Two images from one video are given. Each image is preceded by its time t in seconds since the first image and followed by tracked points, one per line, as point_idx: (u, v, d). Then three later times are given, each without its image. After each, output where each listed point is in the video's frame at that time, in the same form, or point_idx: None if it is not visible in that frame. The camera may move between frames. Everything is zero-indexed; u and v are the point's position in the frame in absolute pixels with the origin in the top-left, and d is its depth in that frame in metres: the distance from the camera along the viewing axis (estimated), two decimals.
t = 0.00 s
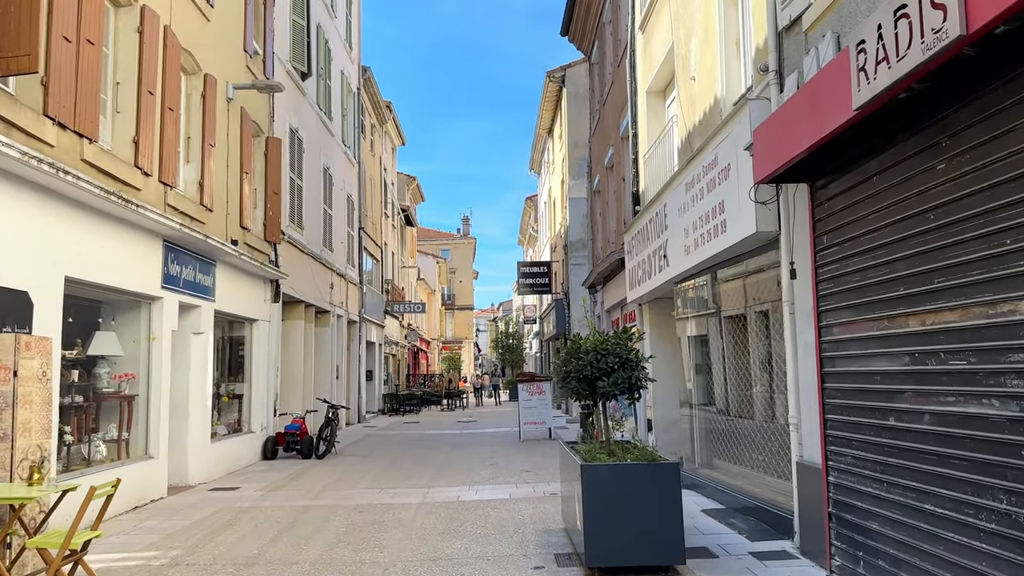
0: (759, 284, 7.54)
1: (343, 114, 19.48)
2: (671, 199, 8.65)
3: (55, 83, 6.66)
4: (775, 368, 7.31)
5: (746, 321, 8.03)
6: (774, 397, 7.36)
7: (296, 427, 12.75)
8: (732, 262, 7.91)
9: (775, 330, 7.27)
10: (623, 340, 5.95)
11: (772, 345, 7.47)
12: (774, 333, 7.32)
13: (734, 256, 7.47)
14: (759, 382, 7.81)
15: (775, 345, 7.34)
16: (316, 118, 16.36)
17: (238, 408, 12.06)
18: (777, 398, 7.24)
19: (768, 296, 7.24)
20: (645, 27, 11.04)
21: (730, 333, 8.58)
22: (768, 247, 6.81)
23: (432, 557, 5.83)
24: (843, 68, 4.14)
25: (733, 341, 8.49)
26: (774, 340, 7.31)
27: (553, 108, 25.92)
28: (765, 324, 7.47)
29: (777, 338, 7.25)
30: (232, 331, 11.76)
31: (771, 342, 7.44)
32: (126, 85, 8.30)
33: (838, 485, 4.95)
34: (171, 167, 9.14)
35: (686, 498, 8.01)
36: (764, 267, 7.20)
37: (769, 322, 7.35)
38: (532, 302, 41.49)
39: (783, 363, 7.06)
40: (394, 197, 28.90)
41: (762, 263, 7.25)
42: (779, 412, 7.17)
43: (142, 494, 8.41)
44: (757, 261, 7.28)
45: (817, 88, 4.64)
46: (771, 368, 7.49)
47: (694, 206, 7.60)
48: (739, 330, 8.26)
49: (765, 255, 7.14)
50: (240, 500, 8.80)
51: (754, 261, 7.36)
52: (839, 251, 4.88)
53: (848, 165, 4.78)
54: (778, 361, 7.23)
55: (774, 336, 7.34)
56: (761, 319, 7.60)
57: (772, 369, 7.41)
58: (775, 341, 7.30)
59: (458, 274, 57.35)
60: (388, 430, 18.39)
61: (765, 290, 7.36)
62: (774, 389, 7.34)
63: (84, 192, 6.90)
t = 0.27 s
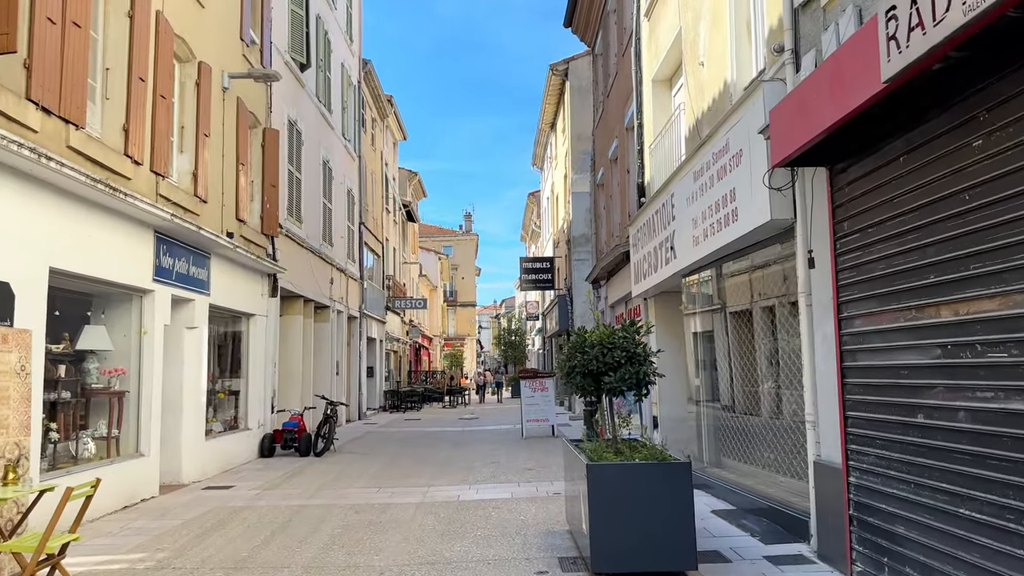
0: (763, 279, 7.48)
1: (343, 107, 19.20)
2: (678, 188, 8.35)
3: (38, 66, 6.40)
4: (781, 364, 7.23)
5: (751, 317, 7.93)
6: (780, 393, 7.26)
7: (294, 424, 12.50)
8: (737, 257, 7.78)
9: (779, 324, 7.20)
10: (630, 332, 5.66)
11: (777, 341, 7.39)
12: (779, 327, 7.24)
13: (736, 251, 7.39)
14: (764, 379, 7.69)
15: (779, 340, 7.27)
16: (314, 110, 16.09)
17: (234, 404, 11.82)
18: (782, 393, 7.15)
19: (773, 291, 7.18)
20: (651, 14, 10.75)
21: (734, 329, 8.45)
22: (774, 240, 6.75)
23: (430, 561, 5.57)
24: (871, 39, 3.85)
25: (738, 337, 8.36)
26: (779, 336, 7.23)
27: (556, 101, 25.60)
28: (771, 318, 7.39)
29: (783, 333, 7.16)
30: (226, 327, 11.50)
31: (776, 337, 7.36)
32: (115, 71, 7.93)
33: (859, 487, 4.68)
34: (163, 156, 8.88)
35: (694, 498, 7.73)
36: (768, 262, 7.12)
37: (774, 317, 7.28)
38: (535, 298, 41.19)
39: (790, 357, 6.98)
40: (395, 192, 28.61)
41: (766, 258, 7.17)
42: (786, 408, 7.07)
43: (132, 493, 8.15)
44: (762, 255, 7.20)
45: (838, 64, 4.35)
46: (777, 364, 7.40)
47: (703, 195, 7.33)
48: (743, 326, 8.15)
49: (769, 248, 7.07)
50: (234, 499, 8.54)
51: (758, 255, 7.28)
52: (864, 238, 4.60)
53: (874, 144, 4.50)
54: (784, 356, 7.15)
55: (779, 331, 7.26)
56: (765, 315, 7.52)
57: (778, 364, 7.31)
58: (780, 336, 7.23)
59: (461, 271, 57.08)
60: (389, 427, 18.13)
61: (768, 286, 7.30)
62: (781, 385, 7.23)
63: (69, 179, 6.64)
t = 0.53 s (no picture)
0: (772, 277, 7.40)
1: (343, 102, 18.92)
2: (688, 181, 8.05)
3: (21, 54, 6.13)
4: (789, 363, 7.14)
5: (759, 315, 7.82)
6: (787, 392, 7.17)
7: (293, 425, 12.25)
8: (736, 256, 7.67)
9: (788, 322, 7.13)
10: (639, 331, 5.36)
11: (785, 340, 7.31)
12: (788, 325, 7.16)
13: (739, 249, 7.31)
14: (772, 378, 7.58)
15: (787, 339, 7.19)
16: (314, 105, 15.82)
17: (231, 405, 11.56)
18: (790, 391, 7.07)
19: (782, 289, 7.11)
20: (658, 4, 10.45)
21: (741, 329, 8.32)
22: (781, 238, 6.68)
23: (429, 572, 5.30)
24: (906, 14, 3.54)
25: (745, 336, 8.23)
26: (788, 334, 7.14)
27: (560, 97, 25.29)
28: (779, 317, 7.32)
29: (791, 331, 7.09)
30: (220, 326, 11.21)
31: (784, 335, 7.27)
32: (104, 61, 7.67)
33: (885, 497, 4.40)
34: (155, 150, 8.61)
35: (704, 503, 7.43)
36: (775, 261, 7.03)
37: (783, 315, 7.21)
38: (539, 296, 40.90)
39: (799, 355, 6.89)
40: (398, 189, 28.32)
41: (772, 257, 7.09)
42: (793, 407, 6.99)
43: (123, 498, 7.89)
44: (769, 253, 7.12)
45: (864, 43, 4.03)
46: (785, 364, 7.30)
47: (714, 189, 7.04)
48: (750, 325, 8.03)
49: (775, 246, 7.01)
50: (229, 503, 8.28)
51: (764, 254, 7.21)
52: (893, 231, 4.31)
53: (905, 128, 4.21)
54: (793, 355, 7.06)
55: (786, 329, 7.19)
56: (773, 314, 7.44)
57: (786, 363, 7.21)
58: (789, 334, 7.15)
59: (464, 269, 56.81)
60: (390, 426, 17.86)
61: (777, 286, 7.24)
62: (789, 384, 7.13)
63: (52, 172, 6.37)
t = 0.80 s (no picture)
0: (780, 269, 7.27)
1: (345, 93, 18.61)
2: (699, 167, 7.74)
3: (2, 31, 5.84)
4: (800, 357, 7.02)
5: (767, 308, 7.63)
6: (799, 387, 7.06)
7: (292, 420, 11.98)
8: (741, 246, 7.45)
9: (797, 315, 7.02)
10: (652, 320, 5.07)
11: (794, 334, 7.19)
12: (796, 319, 7.04)
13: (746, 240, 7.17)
14: (780, 373, 7.44)
15: (797, 332, 7.07)
16: (314, 95, 15.52)
17: (228, 400, 11.30)
18: (803, 385, 6.93)
19: (790, 282, 6.97)
20: None
21: (748, 321, 8.14)
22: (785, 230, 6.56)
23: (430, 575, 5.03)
24: None
25: (752, 329, 8.04)
26: (798, 326, 7.02)
27: (565, 89, 24.97)
28: (788, 310, 7.17)
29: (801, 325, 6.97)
30: (216, 318, 10.94)
31: (794, 328, 7.13)
32: (94, 42, 7.39)
33: (918, 497, 4.12)
34: (148, 135, 8.33)
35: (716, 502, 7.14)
36: (783, 253, 6.90)
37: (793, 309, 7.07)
38: (542, 291, 40.59)
39: (812, 349, 6.76)
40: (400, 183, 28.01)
41: (780, 250, 6.96)
42: (804, 401, 6.87)
43: (114, 495, 7.62)
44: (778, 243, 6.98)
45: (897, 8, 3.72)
46: (795, 357, 7.18)
47: (728, 174, 6.74)
48: (758, 317, 7.84)
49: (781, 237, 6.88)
50: (223, 501, 8.01)
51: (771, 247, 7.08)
52: (928, 212, 4.01)
53: (943, 101, 3.93)
54: (803, 349, 6.94)
55: (796, 322, 7.06)
56: (780, 307, 7.32)
57: (796, 357, 7.08)
58: (798, 326, 7.03)
59: (467, 264, 56.51)
60: (392, 422, 17.60)
61: (785, 278, 7.09)
62: (800, 379, 7.00)
63: (36, 156, 6.09)
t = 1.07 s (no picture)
0: (786, 268, 7.27)
1: (345, 85, 18.30)
2: (711, 158, 7.44)
3: None
4: (808, 355, 7.00)
5: (773, 307, 7.59)
6: (807, 387, 7.02)
7: (289, 418, 11.71)
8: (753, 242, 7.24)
9: (804, 313, 7.02)
10: (665, 318, 4.78)
11: (801, 333, 7.17)
12: (804, 316, 7.03)
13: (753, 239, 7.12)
14: (786, 373, 7.40)
15: (804, 331, 7.07)
16: (314, 87, 15.23)
17: (224, 397, 11.02)
18: (813, 383, 6.90)
19: (796, 279, 6.99)
20: None
21: (753, 321, 8.06)
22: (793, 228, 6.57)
23: None
24: None
25: (758, 329, 7.98)
26: (805, 324, 7.02)
27: (568, 83, 24.64)
28: (794, 307, 7.17)
29: (808, 323, 6.97)
30: (212, 314, 10.67)
31: (801, 327, 7.11)
32: (82, 27, 7.11)
33: (953, 508, 3.83)
34: (139, 124, 8.05)
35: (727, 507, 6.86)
36: (789, 254, 6.91)
37: (800, 307, 7.07)
38: (544, 287, 40.29)
39: (821, 346, 6.74)
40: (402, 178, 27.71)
41: (786, 250, 6.97)
42: (813, 400, 6.86)
43: (102, 497, 7.35)
44: (784, 241, 6.99)
45: None
46: (802, 358, 7.14)
47: (742, 165, 6.45)
48: (764, 316, 7.79)
49: (788, 236, 6.90)
50: (216, 503, 7.74)
51: (779, 245, 7.08)
52: (969, 201, 3.72)
53: (986, 79, 3.62)
54: (811, 348, 6.94)
55: (803, 320, 7.07)
56: (786, 306, 7.29)
57: (804, 355, 7.07)
58: (805, 324, 7.04)
59: (468, 261, 56.19)
60: (393, 420, 17.33)
61: (792, 276, 7.09)
62: (808, 377, 6.99)
63: (18, 143, 5.81)
